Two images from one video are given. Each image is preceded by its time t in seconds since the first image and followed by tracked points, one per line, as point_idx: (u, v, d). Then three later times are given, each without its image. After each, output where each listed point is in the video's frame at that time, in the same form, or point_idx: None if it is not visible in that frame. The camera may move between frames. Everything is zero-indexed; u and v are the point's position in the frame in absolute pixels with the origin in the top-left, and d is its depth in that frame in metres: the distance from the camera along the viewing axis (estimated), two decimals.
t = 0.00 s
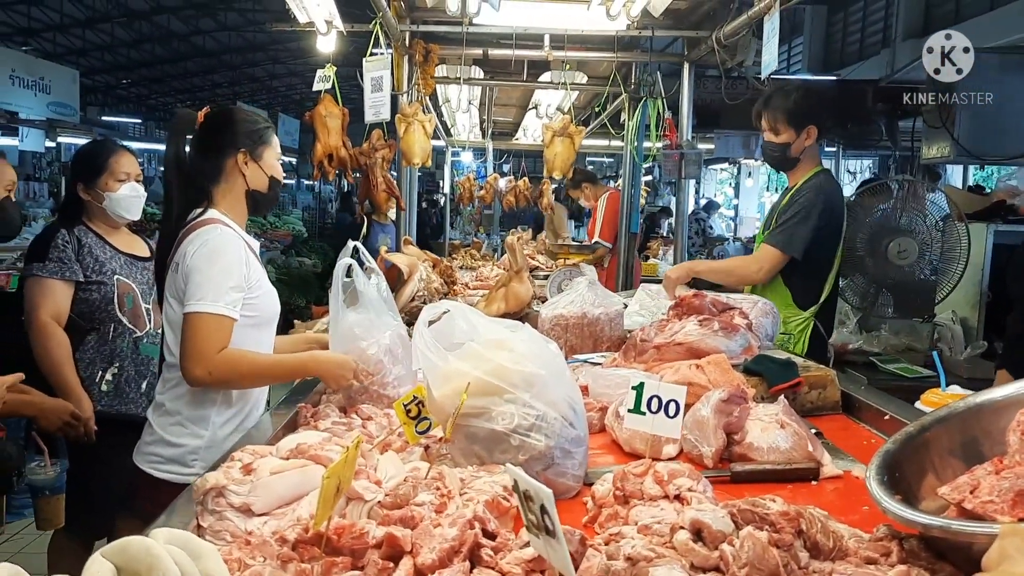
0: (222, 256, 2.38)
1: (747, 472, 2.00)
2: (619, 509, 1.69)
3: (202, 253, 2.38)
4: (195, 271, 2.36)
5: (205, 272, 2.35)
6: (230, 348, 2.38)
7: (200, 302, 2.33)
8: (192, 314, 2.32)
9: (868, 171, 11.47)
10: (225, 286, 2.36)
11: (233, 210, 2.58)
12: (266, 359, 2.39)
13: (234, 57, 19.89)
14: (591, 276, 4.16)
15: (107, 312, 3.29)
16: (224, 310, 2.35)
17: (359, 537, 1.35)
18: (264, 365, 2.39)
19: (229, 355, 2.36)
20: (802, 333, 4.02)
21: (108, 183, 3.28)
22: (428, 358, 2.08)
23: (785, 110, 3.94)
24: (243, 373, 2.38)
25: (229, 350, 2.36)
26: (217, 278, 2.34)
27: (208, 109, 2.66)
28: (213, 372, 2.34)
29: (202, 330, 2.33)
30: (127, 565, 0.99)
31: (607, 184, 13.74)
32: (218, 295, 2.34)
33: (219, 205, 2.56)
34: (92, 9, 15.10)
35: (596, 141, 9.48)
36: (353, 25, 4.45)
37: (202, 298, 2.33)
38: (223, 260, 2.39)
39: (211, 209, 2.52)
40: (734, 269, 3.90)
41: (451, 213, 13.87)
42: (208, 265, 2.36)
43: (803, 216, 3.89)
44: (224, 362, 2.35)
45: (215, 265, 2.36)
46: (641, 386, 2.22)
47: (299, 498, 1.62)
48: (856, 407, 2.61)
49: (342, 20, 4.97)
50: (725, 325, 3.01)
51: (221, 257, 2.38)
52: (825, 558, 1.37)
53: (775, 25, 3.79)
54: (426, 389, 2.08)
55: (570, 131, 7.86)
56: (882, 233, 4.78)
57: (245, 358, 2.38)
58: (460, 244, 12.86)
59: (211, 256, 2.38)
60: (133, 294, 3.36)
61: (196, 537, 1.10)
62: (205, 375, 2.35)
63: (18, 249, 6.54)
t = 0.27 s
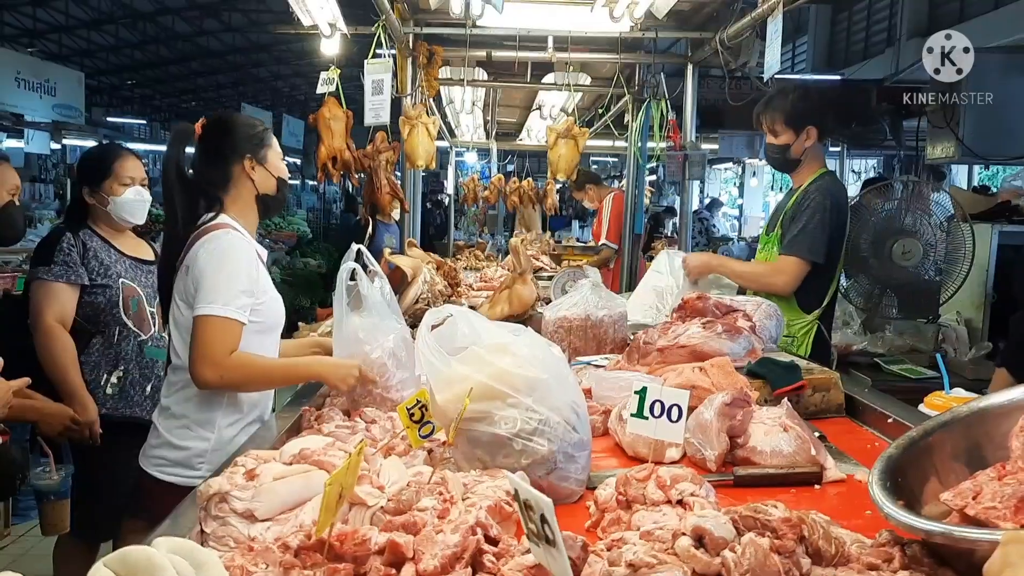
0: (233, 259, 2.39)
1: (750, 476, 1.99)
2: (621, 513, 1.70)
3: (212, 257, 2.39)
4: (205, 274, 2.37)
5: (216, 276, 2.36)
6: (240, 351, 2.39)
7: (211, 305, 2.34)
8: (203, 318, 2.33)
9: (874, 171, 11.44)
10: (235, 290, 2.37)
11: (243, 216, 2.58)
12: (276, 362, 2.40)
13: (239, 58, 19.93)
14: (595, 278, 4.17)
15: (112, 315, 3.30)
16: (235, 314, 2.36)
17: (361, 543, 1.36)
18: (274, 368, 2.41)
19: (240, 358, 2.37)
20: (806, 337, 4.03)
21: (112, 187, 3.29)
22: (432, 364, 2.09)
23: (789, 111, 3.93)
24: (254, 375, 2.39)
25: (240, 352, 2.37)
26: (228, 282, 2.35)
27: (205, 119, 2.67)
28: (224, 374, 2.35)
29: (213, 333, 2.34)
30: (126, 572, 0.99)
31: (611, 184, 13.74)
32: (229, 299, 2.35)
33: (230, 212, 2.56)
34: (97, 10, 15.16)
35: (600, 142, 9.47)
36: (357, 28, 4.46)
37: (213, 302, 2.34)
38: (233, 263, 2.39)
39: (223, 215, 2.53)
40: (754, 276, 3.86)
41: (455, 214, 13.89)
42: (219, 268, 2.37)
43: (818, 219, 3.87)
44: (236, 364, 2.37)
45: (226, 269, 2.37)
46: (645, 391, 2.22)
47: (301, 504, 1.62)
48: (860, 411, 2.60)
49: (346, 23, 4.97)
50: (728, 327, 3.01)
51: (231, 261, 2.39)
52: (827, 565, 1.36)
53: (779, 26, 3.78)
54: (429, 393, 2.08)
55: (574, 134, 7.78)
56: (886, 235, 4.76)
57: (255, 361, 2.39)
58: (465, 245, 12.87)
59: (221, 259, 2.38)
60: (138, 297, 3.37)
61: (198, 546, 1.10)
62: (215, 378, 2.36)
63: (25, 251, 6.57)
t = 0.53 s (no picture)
0: (231, 258, 2.41)
1: (746, 478, 1.97)
2: (614, 516, 1.68)
3: (210, 255, 2.42)
4: (202, 272, 2.40)
5: (212, 274, 2.39)
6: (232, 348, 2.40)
7: (206, 302, 2.37)
8: (198, 314, 2.36)
9: (882, 173, 11.37)
10: (231, 289, 2.40)
11: (244, 218, 2.61)
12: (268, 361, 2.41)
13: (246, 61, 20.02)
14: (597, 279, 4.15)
15: (114, 318, 3.31)
16: (229, 313, 2.38)
17: (349, 545, 1.37)
18: (265, 367, 2.42)
19: (231, 354, 2.39)
20: (813, 340, 4.01)
21: (114, 190, 3.29)
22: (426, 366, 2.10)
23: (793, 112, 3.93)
24: (244, 372, 2.40)
25: (232, 349, 2.39)
26: (223, 281, 2.38)
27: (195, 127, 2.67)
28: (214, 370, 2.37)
29: (205, 329, 2.36)
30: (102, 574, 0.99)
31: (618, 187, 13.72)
32: (224, 298, 2.38)
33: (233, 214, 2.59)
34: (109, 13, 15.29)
35: (605, 145, 9.45)
36: (359, 30, 4.46)
37: (208, 299, 2.37)
38: (231, 263, 2.42)
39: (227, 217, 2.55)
40: (783, 283, 3.84)
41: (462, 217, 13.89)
42: (217, 266, 2.40)
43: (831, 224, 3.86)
44: (226, 360, 2.39)
45: (223, 267, 2.40)
46: (638, 393, 2.23)
47: (292, 506, 1.61)
48: (860, 414, 2.57)
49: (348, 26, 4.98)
50: (728, 329, 2.99)
51: (229, 260, 2.41)
52: (817, 568, 1.34)
53: (781, 27, 3.77)
54: (425, 395, 2.07)
55: (576, 135, 7.86)
56: (893, 236, 4.72)
57: (246, 358, 2.40)
58: (471, 248, 12.87)
59: (220, 258, 2.41)
60: (140, 300, 3.38)
61: (180, 548, 1.10)
62: (205, 373, 2.38)
63: (31, 252, 6.58)
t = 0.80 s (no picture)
0: (225, 265, 2.43)
1: (754, 481, 1.95)
2: (617, 517, 1.67)
3: (205, 262, 2.44)
4: (198, 280, 2.42)
5: (208, 282, 2.41)
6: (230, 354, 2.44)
7: (202, 311, 2.39)
8: (195, 323, 2.39)
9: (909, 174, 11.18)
10: (226, 296, 2.41)
11: (240, 220, 2.66)
12: (267, 363, 2.44)
13: (273, 64, 20.25)
14: (613, 280, 4.13)
15: (132, 317, 3.37)
16: (225, 320, 2.41)
17: (344, 543, 1.40)
18: (265, 369, 2.45)
19: (230, 361, 2.42)
20: (833, 342, 3.92)
21: (131, 191, 3.35)
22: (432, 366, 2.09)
23: (811, 111, 3.87)
24: (244, 379, 2.43)
25: (230, 356, 2.42)
26: (217, 289, 2.40)
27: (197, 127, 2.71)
28: (214, 378, 2.41)
29: (204, 338, 2.39)
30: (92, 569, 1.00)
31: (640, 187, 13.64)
32: (219, 306, 2.40)
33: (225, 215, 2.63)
34: (137, 18, 15.55)
35: (626, 145, 9.41)
36: (376, 32, 4.48)
37: (203, 309, 2.39)
38: (226, 269, 2.44)
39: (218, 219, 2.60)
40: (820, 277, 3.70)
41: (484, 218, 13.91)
42: (212, 274, 2.42)
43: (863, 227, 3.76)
44: (225, 368, 2.41)
45: (217, 275, 2.42)
46: (644, 394, 2.22)
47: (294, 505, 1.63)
48: (875, 417, 2.53)
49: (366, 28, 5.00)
50: (741, 331, 2.96)
51: (224, 266, 2.43)
52: (817, 571, 1.33)
53: (798, 26, 3.73)
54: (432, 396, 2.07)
55: (594, 135, 7.85)
56: (916, 237, 4.64)
57: (244, 363, 2.43)
58: (493, 249, 12.88)
59: (217, 265, 2.43)
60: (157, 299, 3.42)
61: (170, 546, 1.12)
62: (207, 382, 2.42)
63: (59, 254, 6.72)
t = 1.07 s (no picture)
0: (213, 269, 2.38)
1: (769, 483, 1.92)
2: (629, 518, 1.66)
3: (193, 268, 2.40)
4: (187, 287, 2.38)
5: (196, 288, 2.36)
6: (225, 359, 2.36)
7: (191, 320, 2.34)
8: (185, 333, 2.34)
9: (936, 173, 11.01)
10: (215, 303, 2.35)
11: (242, 223, 2.62)
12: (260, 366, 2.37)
13: (296, 65, 20.42)
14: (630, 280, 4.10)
15: (151, 315, 3.43)
16: (213, 329, 2.34)
17: (353, 543, 1.43)
18: (258, 374, 2.37)
19: (222, 370, 2.34)
20: (860, 343, 3.84)
21: (149, 193, 3.47)
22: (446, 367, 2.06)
23: (831, 111, 3.82)
24: (238, 386, 2.36)
25: (222, 364, 2.34)
26: (204, 297, 2.34)
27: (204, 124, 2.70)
28: (209, 387, 2.34)
29: (195, 347, 2.33)
30: (97, 566, 1.02)
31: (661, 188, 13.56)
32: (207, 314, 2.34)
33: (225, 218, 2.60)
34: (162, 21, 15.75)
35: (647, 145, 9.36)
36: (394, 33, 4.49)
37: (191, 318, 2.33)
38: (214, 275, 2.38)
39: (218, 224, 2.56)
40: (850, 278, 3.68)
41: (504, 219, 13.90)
42: (199, 280, 2.37)
43: (891, 225, 3.72)
44: (215, 378, 2.34)
45: (204, 280, 2.37)
46: (657, 395, 2.18)
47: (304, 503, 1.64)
48: (894, 419, 2.49)
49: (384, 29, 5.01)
50: (759, 332, 2.93)
51: (211, 271, 2.38)
52: (828, 573, 1.32)
53: (817, 24, 3.68)
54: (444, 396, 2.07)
55: (613, 135, 7.81)
56: (939, 238, 4.64)
57: (236, 368, 2.35)
58: (513, 249, 12.87)
59: (206, 270, 2.38)
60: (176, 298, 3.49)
61: (174, 542, 1.13)
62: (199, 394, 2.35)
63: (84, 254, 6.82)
